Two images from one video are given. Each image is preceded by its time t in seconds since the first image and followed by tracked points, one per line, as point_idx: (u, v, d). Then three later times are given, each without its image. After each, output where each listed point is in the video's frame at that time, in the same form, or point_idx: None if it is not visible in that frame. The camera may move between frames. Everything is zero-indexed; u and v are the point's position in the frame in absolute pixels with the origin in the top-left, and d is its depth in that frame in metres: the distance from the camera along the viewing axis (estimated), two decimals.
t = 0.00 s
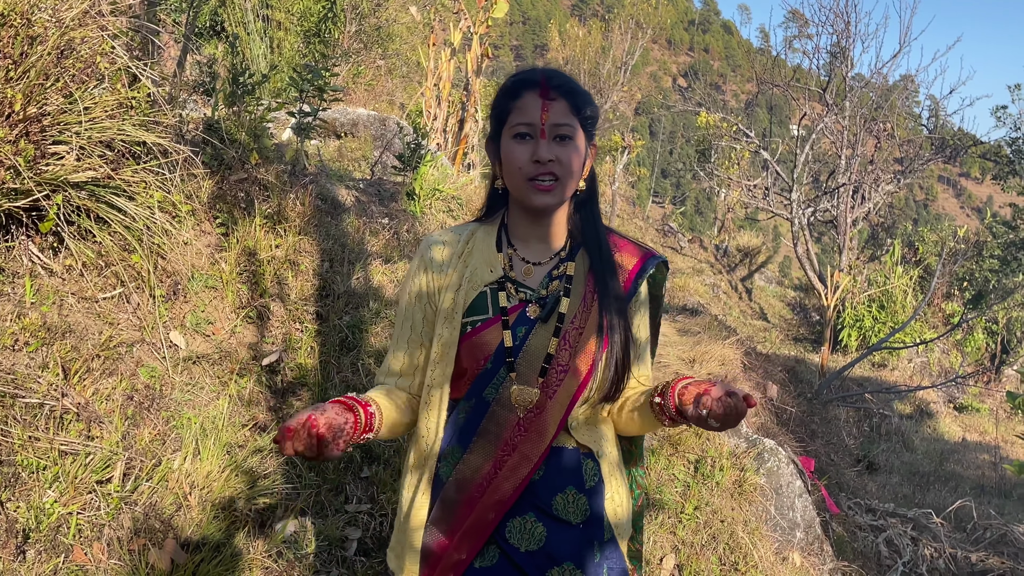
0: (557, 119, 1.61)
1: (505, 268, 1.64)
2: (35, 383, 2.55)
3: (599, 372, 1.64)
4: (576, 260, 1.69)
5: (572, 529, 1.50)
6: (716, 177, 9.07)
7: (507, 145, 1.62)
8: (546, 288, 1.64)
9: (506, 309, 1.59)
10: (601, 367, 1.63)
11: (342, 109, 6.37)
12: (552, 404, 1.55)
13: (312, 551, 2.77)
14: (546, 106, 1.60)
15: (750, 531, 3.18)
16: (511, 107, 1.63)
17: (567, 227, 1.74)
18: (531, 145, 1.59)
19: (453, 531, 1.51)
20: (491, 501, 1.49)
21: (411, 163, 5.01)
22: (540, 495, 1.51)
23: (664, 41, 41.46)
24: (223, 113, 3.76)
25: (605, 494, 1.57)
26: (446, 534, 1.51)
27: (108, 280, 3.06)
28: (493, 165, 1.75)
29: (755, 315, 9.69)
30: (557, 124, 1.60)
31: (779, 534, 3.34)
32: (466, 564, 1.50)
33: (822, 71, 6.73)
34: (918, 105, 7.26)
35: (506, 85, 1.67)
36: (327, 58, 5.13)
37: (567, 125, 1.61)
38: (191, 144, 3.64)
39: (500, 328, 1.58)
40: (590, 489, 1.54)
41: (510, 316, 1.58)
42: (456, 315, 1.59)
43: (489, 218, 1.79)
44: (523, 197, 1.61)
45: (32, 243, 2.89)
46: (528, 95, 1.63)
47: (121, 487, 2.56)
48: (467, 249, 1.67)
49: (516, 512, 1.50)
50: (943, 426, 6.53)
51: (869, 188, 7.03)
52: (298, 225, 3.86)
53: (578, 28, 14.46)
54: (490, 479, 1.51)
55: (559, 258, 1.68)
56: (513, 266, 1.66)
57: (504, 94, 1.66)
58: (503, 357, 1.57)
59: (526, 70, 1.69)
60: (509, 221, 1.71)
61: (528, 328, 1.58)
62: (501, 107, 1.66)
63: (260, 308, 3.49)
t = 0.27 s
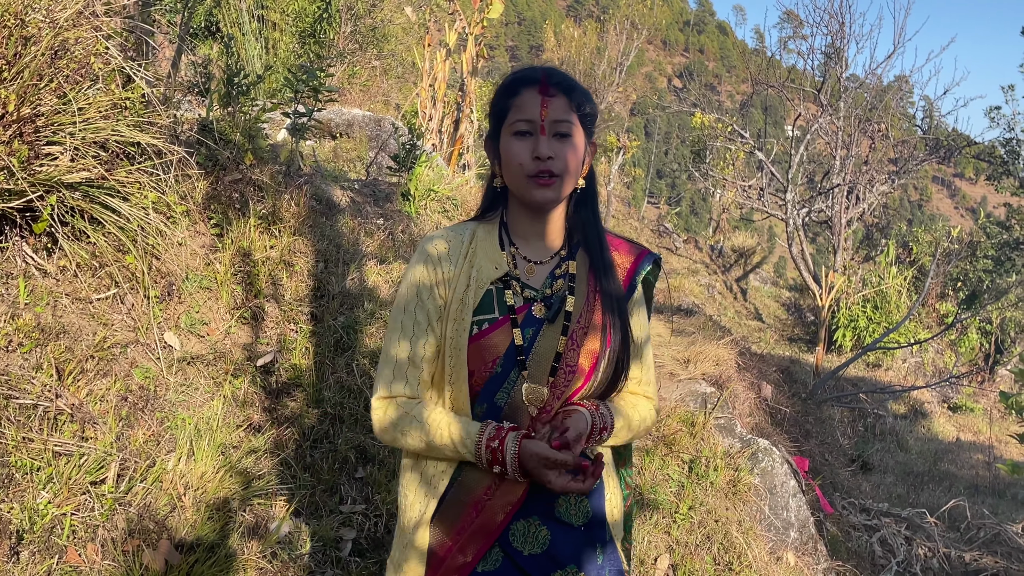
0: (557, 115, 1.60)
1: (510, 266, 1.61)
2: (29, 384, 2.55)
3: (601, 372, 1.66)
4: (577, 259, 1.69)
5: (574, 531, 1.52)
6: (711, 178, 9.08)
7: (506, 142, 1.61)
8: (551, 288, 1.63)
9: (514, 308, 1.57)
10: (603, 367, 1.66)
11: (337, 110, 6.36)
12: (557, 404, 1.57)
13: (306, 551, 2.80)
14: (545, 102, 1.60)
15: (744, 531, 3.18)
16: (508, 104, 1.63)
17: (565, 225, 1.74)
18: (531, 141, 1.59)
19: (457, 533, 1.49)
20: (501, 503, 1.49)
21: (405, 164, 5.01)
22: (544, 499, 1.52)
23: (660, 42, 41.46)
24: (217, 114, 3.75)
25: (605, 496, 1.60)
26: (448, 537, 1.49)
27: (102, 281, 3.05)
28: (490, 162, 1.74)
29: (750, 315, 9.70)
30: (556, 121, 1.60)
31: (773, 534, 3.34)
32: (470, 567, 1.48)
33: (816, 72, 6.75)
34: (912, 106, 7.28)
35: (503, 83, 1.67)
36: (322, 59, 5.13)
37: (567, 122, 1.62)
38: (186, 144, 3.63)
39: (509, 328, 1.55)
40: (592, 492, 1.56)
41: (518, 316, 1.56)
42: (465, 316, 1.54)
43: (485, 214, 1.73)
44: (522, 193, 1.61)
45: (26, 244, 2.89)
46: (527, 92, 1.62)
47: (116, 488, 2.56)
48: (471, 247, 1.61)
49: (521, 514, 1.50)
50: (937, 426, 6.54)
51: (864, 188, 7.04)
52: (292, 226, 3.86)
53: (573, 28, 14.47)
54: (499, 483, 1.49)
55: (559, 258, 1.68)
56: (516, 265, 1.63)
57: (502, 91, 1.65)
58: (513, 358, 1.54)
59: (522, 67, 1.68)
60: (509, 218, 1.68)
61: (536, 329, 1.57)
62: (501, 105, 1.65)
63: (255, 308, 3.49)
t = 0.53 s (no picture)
0: (551, 101, 1.62)
1: (507, 263, 1.60)
2: (21, 386, 2.55)
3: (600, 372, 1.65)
4: (577, 258, 1.69)
5: (567, 546, 1.51)
6: (706, 179, 9.09)
7: (503, 131, 1.62)
8: (550, 286, 1.63)
9: (511, 307, 1.56)
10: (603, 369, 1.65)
11: (331, 111, 6.36)
12: (557, 408, 1.58)
13: (300, 553, 2.77)
14: (538, 89, 1.62)
15: (738, 532, 3.18)
16: (502, 96, 1.66)
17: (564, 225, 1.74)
18: (526, 128, 1.60)
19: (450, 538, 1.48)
20: (495, 507, 1.48)
21: (400, 165, 5.00)
22: (539, 512, 1.50)
23: (655, 44, 41.51)
24: (211, 115, 3.75)
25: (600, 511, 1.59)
26: (443, 541, 1.48)
27: (94, 282, 3.05)
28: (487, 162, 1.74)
29: (744, 316, 9.71)
30: (551, 107, 1.61)
31: (767, 535, 3.34)
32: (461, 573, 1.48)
33: (810, 73, 6.75)
34: (906, 107, 7.30)
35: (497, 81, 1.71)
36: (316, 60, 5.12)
37: (562, 108, 1.63)
38: (179, 145, 3.62)
39: (507, 327, 1.55)
40: (586, 507, 1.55)
41: (516, 315, 1.56)
42: (461, 314, 1.53)
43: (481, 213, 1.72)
44: (520, 179, 1.59)
45: (18, 245, 2.88)
46: (521, 83, 1.65)
47: (108, 490, 2.55)
48: (466, 245, 1.61)
49: (514, 526, 1.48)
50: (931, 427, 6.55)
51: (858, 189, 7.05)
52: (286, 227, 3.85)
53: (568, 30, 14.48)
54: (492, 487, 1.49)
55: (559, 256, 1.68)
56: (514, 262, 1.63)
57: (495, 87, 1.69)
58: (509, 359, 1.54)
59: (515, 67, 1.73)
60: (507, 216, 1.68)
61: (533, 329, 1.56)
62: (495, 100, 1.68)
63: (248, 310, 3.48)
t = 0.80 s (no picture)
0: (533, 93, 1.64)
1: (504, 254, 1.61)
2: (13, 388, 2.54)
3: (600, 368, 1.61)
4: (578, 251, 1.68)
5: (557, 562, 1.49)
6: (700, 181, 9.10)
7: (491, 129, 1.63)
8: (548, 278, 1.62)
9: (508, 298, 1.56)
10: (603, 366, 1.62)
11: (325, 113, 6.35)
12: (553, 403, 1.56)
13: (293, 555, 2.76)
14: (519, 82, 1.64)
15: (732, 533, 3.18)
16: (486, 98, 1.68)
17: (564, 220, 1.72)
18: (512, 121, 1.61)
19: (441, 539, 1.48)
20: (485, 509, 1.48)
21: (394, 167, 5.00)
22: (529, 526, 1.49)
23: (651, 46, 41.57)
24: (205, 116, 3.74)
25: (597, 527, 1.56)
26: (436, 540, 1.48)
27: (88, 284, 3.04)
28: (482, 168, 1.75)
29: (738, 318, 9.72)
30: (534, 98, 1.63)
31: (761, 536, 3.35)
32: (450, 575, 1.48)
33: (805, 75, 6.77)
34: (900, 109, 7.31)
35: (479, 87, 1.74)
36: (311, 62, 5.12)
37: (545, 99, 1.64)
38: (173, 147, 3.61)
39: (502, 319, 1.55)
40: (580, 522, 1.53)
41: (512, 307, 1.56)
42: (455, 306, 1.54)
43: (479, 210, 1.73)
44: (512, 169, 1.59)
45: (12, 247, 2.88)
46: (503, 82, 1.67)
47: (101, 493, 2.54)
48: (464, 238, 1.62)
49: (502, 538, 1.48)
50: (924, 428, 6.57)
51: (852, 191, 7.07)
52: (280, 229, 3.85)
53: (563, 32, 14.50)
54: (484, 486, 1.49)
55: (560, 249, 1.67)
56: (512, 253, 1.64)
57: (479, 92, 1.71)
58: (503, 354, 1.53)
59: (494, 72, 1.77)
60: (504, 213, 1.69)
61: (529, 322, 1.55)
62: (480, 104, 1.70)
63: (242, 311, 3.47)
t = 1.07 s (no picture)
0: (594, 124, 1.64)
1: (488, 269, 1.64)
2: (7, 392, 2.53)
3: (588, 377, 1.59)
4: (565, 258, 1.67)
5: None
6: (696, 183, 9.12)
7: (547, 142, 1.59)
8: (532, 286, 1.62)
9: (490, 311, 1.59)
10: (593, 373, 1.59)
11: (321, 115, 6.35)
12: (538, 412, 1.55)
13: (287, 559, 2.75)
14: (589, 110, 1.62)
15: (727, 536, 3.18)
16: (551, 106, 1.61)
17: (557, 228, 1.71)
18: (574, 148, 1.60)
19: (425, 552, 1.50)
20: (469, 520, 1.48)
21: (390, 169, 4.99)
22: (516, 538, 1.48)
23: (647, 48, 41.60)
24: (200, 119, 3.75)
25: (589, 542, 1.51)
26: (420, 552, 1.50)
27: (82, 287, 3.03)
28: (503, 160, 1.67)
29: (734, 320, 9.73)
30: (596, 134, 1.64)
31: (756, 539, 3.34)
32: None
33: (799, 78, 6.79)
34: (895, 112, 7.33)
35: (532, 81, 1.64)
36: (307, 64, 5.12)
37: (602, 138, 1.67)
38: (167, 150, 3.61)
39: (483, 331, 1.57)
40: (570, 537, 1.49)
41: (494, 319, 1.58)
42: (438, 319, 1.58)
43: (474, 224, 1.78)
44: (559, 198, 1.59)
45: (5, 250, 2.87)
46: (568, 97, 1.62)
47: (96, 496, 2.54)
48: (449, 252, 1.67)
49: (488, 551, 1.48)
50: (920, 430, 6.57)
51: (847, 193, 7.08)
52: (275, 231, 3.84)
53: (558, 34, 14.52)
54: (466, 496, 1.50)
55: (546, 258, 1.66)
56: (498, 268, 1.65)
57: (538, 88, 1.62)
58: (485, 364, 1.55)
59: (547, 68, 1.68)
60: (498, 225, 1.71)
61: (511, 332, 1.56)
62: (533, 101, 1.62)
63: (237, 314, 3.47)
